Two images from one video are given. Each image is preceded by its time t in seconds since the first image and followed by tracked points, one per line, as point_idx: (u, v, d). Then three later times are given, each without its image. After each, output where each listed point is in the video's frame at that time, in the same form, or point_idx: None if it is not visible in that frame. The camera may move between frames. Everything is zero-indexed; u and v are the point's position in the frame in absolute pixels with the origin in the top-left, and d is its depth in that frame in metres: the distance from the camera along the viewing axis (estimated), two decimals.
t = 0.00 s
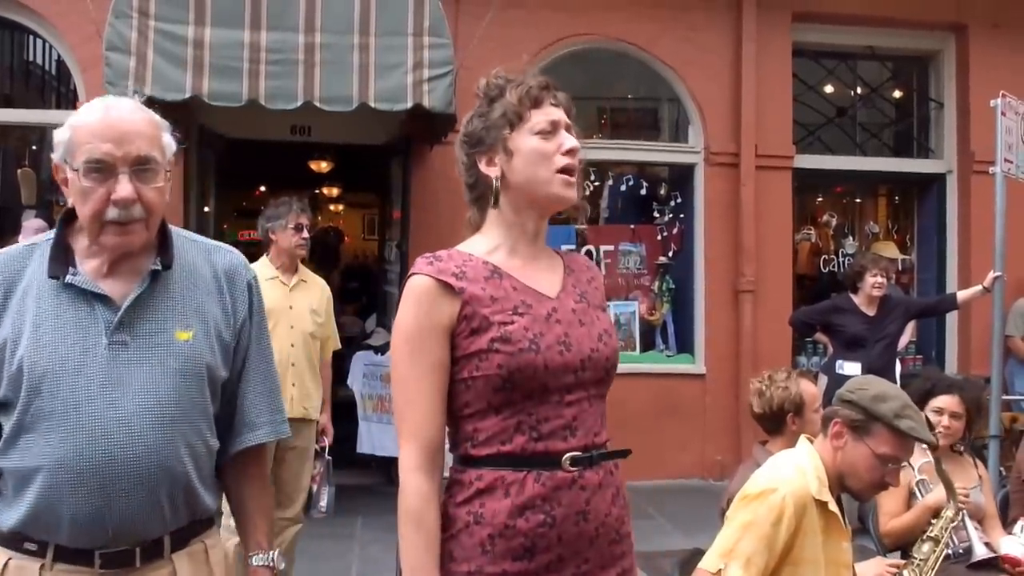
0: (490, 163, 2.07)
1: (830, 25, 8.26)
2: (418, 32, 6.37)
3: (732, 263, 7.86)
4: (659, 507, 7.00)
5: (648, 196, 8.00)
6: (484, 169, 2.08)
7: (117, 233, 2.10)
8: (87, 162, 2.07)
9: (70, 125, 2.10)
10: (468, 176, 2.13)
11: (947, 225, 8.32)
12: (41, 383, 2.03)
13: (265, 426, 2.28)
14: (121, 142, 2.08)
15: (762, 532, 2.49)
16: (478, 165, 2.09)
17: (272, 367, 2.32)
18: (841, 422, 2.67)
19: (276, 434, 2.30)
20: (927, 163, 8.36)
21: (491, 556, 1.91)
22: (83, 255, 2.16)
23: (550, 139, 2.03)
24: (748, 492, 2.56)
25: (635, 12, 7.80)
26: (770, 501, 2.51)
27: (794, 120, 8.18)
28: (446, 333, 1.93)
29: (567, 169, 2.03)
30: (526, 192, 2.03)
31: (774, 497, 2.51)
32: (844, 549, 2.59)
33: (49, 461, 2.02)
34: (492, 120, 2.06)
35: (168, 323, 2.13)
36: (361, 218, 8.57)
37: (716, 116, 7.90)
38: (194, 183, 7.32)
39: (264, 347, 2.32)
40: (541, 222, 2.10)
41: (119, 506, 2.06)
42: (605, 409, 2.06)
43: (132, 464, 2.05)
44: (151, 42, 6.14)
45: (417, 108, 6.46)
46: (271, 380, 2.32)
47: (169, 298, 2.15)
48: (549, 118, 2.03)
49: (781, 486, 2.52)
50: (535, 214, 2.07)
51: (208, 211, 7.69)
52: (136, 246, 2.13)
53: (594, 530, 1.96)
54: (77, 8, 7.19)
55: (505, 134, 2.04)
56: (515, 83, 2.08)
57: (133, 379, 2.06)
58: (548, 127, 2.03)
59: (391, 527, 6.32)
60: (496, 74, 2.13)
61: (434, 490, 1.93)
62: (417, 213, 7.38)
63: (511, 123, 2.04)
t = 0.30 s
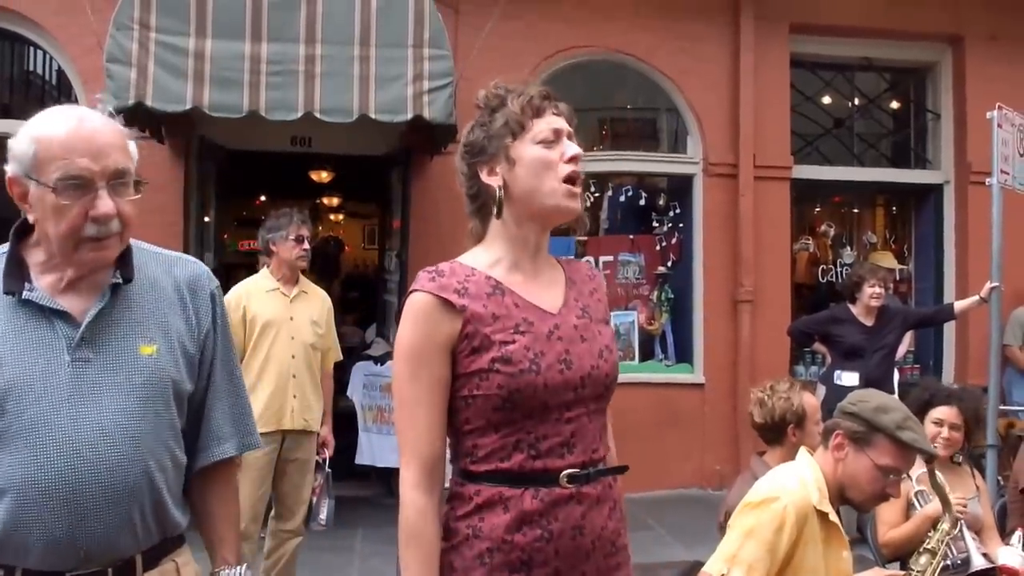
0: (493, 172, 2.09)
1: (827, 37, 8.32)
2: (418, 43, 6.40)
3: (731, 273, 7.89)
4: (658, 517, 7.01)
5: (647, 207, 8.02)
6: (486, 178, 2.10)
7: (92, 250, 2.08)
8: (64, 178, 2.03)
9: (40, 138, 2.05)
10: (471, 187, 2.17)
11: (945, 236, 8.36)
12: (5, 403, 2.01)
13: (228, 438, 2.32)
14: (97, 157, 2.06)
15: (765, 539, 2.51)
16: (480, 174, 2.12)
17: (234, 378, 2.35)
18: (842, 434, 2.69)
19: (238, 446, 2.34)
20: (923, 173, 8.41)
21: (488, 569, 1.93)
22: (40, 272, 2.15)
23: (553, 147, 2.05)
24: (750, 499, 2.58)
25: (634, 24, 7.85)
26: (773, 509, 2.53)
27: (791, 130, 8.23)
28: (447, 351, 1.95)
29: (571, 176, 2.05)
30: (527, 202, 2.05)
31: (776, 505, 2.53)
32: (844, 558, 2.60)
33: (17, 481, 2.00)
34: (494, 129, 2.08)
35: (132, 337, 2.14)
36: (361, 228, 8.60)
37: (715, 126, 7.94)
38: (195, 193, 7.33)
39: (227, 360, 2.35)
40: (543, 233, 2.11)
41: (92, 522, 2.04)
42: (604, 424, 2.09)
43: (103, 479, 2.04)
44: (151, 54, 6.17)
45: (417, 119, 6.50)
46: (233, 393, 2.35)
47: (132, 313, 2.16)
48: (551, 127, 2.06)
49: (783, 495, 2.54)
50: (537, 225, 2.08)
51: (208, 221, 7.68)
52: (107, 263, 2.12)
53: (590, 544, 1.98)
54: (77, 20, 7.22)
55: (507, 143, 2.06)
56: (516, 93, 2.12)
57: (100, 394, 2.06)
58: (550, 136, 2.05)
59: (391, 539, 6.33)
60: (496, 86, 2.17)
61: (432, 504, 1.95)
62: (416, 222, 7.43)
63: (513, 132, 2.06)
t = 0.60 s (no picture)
0: (500, 192, 2.08)
1: (824, 48, 8.36)
2: (418, 55, 6.44)
3: (729, 283, 7.92)
4: (657, 526, 7.04)
5: (645, 216, 8.07)
6: (493, 198, 2.09)
7: (98, 269, 1.93)
8: (76, 201, 1.87)
9: (42, 158, 1.86)
10: (477, 199, 2.16)
11: (941, 245, 8.40)
12: None
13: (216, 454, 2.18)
14: (106, 177, 1.91)
15: (765, 548, 2.51)
16: (487, 191, 2.11)
17: (219, 392, 2.21)
18: (843, 446, 2.73)
19: (227, 462, 2.21)
20: (920, 184, 8.45)
21: None
22: (19, 288, 1.96)
23: (564, 179, 2.04)
24: (751, 510, 2.59)
25: (632, 36, 7.90)
26: (773, 519, 2.53)
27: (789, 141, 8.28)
28: (449, 377, 1.96)
29: (578, 212, 2.05)
30: (529, 231, 2.04)
31: (776, 515, 2.53)
32: (844, 569, 2.59)
33: None
34: (509, 150, 2.05)
35: (118, 353, 1.97)
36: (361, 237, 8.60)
37: (712, 137, 7.98)
38: (195, 204, 7.36)
39: (211, 374, 2.21)
40: (545, 254, 2.10)
41: (78, 550, 1.89)
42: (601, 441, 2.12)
43: (90, 504, 1.89)
44: (152, 66, 6.20)
45: (417, 130, 6.54)
46: (219, 408, 2.22)
47: (118, 329, 2.00)
48: (565, 158, 2.04)
49: (784, 505, 2.54)
50: (537, 248, 2.06)
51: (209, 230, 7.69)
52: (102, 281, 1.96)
53: (586, 557, 2.01)
54: (78, 31, 7.26)
55: (517, 168, 2.04)
56: (538, 113, 2.09)
57: (86, 415, 1.90)
58: (563, 168, 2.03)
59: (392, 546, 6.35)
60: (520, 99, 2.13)
61: (432, 520, 1.97)
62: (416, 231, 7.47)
63: (526, 157, 2.03)
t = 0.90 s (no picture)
0: (506, 206, 2.09)
1: (821, 52, 8.40)
2: (417, 60, 6.48)
3: (727, 286, 7.96)
4: (655, 527, 7.07)
5: (643, 219, 8.14)
6: (499, 211, 2.11)
7: (88, 280, 1.92)
8: (68, 211, 1.86)
9: (34, 168, 1.85)
10: (483, 210, 2.17)
11: (937, 248, 8.45)
12: None
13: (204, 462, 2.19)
14: (97, 186, 1.91)
15: (763, 552, 2.55)
16: (493, 203, 2.12)
17: (205, 401, 2.22)
18: (842, 451, 2.77)
19: (215, 470, 2.22)
20: (916, 187, 8.49)
21: None
22: (8, 298, 1.94)
23: (571, 198, 2.05)
24: (751, 514, 2.63)
25: (630, 40, 7.95)
26: (772, 523, 2.57)
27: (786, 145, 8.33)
28: (450, 384, 1.99)
29: (583, 231, 2.06)
30: (536, 247, 2.06)
31: (775, 519, 2.57)
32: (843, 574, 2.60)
33: None
34: (518, 165, 2.06)
35: (108, 363, 1.96)
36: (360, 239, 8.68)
37: (710, 141, 8.02)
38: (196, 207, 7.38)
39: (200, 382, 2.21)
40: (548, 265, 2.10)
41: (67, 560, 1.88)
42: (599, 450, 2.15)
43: (80, 514, 1.88)
44: (153, 70, 6.24)
45: (416, 135, 6.58)
46: (206, 416, 2.22)
47: (107, 338, 1.99)
48: (573, 176, 2.05)
49: (783, 509, 2.58)
50: (544, 262, 2.08)
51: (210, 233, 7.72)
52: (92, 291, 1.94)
53: (582, 563, 2.05)
54: (80, 34, 7.30)
55: (525, 183, 2.05)
56: (550, 127, 2.10)
57: (76, 425, 1.89)
58: (571, 186, 2.05)
59: (391, 549, 6.38)
60: (533, 111, 2.14)
61: (432, 525, 1.99)
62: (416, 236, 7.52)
63: (534, 172, 2.04)
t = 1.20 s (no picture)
0: (518, 205, 2.07)
1: (818, 48, 8.43)
2: (416, 57, 6.50)
3: (724, 282, 8.01)
4: (654, 522, 7.11)
5: (641, 215, 8.17)
6: (511, 209, 2.09)
7: (54, 285, 1.79)
8: (23, 213, 1.73)
9: None
10: (493, 204, 2.14)
11: (932, 244, 8.50)
12: None
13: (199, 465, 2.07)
14: (60, 189, 1.77)
15: (759, 551, 2.59)
16: (505, 200, 2.10)
17: (202, 402, 2.10)
18: (839, 446, 2.81)
19: (212, 473, 2.10)
20: (911, 183, 8.55)
21: None
22: None
23: (583, 201, 2.05)
24: (749, 511, 2.67)
25: (627, 37, 7.97)
26: (769, 520, 2.61)
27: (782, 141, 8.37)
28: (453, 375, 1.97)
29: (593, 232, 2.08)
30: (540, 244, 2.07)
31: (772, 516, 2.61)
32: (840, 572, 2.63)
33: None
34: (533, 165, 2.04)
35: (95, 365, 1.86)
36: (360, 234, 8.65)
37: (707, 137, 8.06)
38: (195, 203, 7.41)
39: (196, 382, 2.09)
40: (554, 264, 2.11)
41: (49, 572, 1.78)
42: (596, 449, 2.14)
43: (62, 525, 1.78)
44: (153, 67, 6.25)
45: (415, 131, 6.60)
46: (201, 418, 2.10)
47: (97, 338, 1.88)
48: (586, 179, 2.05)
49: (780, 506, 2.62)
50: (548, 258, 2.09)
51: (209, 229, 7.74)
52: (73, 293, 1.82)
53: (577, 560, 2.03)
54: (80, 32, 7.31)
55: (539, 185, 2.03)
56: (565, 126, 2.07)
57: (59, 431, 1.79)
58: (583, 189, 2.05)
59: (390, 544, 6.42)
60: (547, 104, 2.10)
61: (431, 516, 1.95)
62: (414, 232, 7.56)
63: (549, 174, 2.03)
